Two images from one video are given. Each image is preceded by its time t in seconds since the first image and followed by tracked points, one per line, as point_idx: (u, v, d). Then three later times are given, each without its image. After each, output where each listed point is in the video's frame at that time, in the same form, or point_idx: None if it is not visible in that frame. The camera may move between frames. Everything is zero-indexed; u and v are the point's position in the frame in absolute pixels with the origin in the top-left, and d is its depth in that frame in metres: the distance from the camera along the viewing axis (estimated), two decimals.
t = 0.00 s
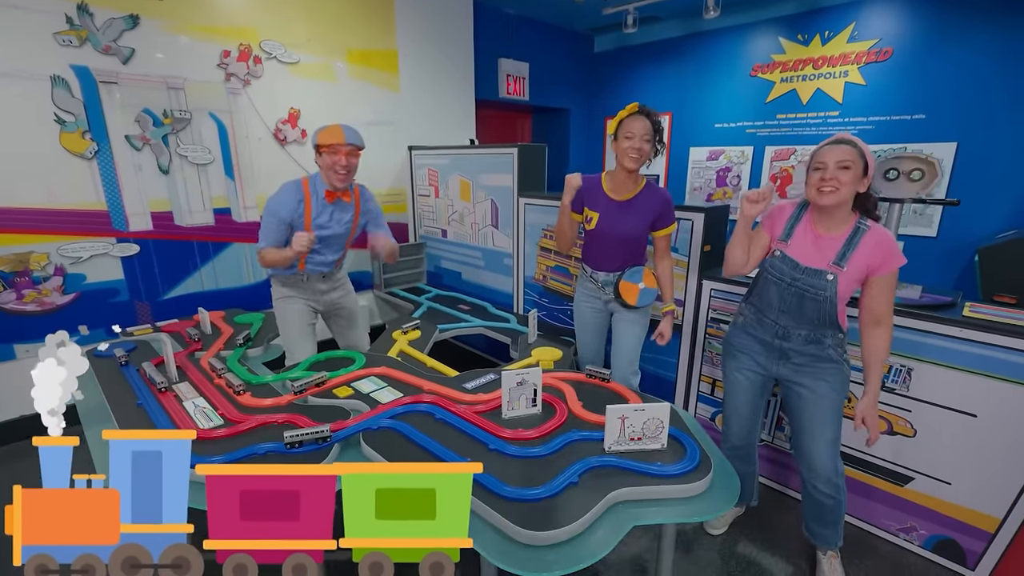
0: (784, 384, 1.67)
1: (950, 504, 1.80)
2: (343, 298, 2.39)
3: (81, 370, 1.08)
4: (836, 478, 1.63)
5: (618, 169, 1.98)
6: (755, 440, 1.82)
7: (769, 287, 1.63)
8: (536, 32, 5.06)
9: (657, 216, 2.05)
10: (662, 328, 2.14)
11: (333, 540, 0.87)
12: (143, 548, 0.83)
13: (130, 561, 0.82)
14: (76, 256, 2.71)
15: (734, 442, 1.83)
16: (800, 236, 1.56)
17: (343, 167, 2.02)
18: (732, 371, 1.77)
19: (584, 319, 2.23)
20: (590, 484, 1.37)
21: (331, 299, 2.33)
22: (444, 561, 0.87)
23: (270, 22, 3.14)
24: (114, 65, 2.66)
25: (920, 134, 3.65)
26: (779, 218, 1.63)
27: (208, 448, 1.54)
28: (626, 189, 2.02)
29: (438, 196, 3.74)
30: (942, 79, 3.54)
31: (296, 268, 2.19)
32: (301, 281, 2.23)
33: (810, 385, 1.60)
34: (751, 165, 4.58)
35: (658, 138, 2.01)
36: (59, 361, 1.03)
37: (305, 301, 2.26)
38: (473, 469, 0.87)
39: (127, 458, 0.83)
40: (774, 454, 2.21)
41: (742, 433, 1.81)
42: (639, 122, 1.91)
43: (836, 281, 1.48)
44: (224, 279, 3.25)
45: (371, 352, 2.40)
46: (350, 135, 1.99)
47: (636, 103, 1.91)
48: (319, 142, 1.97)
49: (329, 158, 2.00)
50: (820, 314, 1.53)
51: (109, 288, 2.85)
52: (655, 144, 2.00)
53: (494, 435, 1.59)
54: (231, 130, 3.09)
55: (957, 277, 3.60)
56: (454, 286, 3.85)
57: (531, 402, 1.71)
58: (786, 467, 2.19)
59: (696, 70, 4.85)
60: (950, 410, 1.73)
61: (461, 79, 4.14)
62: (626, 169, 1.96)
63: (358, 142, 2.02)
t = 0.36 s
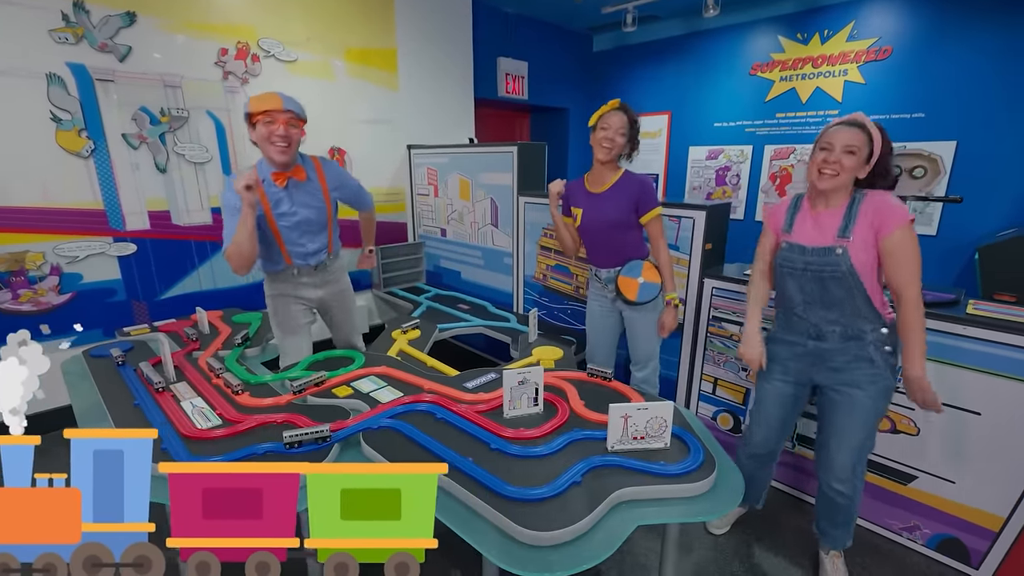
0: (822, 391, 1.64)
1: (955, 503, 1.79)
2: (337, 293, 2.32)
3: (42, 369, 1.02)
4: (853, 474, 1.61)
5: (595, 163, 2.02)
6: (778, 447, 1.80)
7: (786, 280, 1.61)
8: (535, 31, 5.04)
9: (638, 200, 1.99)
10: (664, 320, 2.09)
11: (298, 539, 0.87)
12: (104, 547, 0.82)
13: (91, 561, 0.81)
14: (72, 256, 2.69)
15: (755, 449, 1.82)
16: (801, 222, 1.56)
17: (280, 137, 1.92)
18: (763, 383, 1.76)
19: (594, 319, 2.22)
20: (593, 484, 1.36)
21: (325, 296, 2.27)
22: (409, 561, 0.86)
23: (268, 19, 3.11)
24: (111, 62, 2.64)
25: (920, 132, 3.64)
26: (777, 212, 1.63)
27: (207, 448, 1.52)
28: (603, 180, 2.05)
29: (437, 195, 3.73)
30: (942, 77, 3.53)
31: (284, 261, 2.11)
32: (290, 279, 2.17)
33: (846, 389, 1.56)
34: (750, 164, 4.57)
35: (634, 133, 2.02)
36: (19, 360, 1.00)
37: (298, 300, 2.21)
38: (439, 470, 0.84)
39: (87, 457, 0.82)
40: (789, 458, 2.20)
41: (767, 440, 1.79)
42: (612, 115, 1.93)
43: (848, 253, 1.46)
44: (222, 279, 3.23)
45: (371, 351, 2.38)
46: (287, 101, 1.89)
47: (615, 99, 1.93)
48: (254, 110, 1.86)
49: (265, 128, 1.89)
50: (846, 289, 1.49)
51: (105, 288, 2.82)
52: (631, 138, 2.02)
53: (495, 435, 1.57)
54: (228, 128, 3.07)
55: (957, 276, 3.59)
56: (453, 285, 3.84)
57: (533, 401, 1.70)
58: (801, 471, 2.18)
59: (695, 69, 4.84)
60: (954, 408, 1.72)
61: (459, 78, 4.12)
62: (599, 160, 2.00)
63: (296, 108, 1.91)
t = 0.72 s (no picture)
0: (849, 404, 1.62)
1: (958, 502, 1.78)
2: (325, 296, 2.28)
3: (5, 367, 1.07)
4: (872, 485, 1.57)
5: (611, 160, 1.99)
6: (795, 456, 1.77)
7: (804, 296, 1.61)
8: (532, 30, 5.02)
9: (652, 207, 1.99)
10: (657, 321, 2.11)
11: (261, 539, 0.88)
12: (68, 546, 0.83)
13: (56, 559, 0.82)
14: (65, 256, 2.66)
15: (769, 454, 1.78)
16: (804, 239, 1.58)
17: (269, 147, 1.87)
18: (786, 391, 1.75)
19: (584, 310, 2.22)
20: (594, 485, 1.34)
21: (314, 300, 2.25)
22: (372, 561, 0.88)
23: (263, 17, 3.09)
24: (104, 60, 2.60)
25: (918, 131, 3.64)
26: (781, 238, 1.66)
27: (203, 450, 1.49)
28: (622, 178, 2.01)
29: (435, 195, 3.70)
30: (940, 76, 3.53)
31: (268, 268, 2.10)
32: (278, 282, 2.15)
33: (872, 401, 1.54)
34: (748, 163, 4.56)
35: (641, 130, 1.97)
36: None
37: (287, 304, 2.19)
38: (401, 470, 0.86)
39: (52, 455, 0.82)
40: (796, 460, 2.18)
41: (785, 450, 1.76)
42: (619, 112, 1.88)
43: (854, 264, 1.45)
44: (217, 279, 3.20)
45: (367, 352, 2.36)
46: (272, 108, 1.84)
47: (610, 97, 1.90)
48: (238, 121, 1.83)
49: (254, 138, 1.85)
50: (863, 301, 1.48)
51: (99, 288, 2.79)
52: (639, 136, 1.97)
53: (495, 436, 1.55)
54: (224, 128, 3.04)
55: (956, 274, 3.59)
56: (451, 285, 3.82)
57: (533, 401, 1.68)
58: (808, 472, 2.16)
59: (693, 68, 4.83)
60: (956, 407, 1.71)
61: (457, 77, 4.10)
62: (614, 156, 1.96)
63: (282, 113, 1.86)
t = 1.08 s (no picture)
0: (866, 406, 1.60)
1: (960, 502, 1.76)
2: (317, 294, 2.26)
3: None
4: (887, 486, 1.54)
5: (606, 160, 1.96)
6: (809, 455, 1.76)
7: (817, 304, 1.58)
8: (530, 29, 5.00)
9: (647, 202, 1.96)
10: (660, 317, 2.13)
11: (224, 541, 0.89)
12: (31, 546, 0.87)
13: (18, 559, 0.86)
14: (56, 256, 2.62)
15: (782, 449, 1.77)
16: (808, 246, 1.56)
17: (281, 140, 1.87)
18: (802, 390, 1.74)
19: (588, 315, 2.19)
20: (595, 487, 1.32)
21: (307, 299, 2.22)
22: (335, 561, 0.89)
23: (258, 14, 3.05)
24: (96, 57, 2.57)
25: (917, 129, 3.64)
26: (784, 248, 1.65)
27: (196, 452, 1.46)
28: (615, 176, 1.99)
29: (432, 194, 3.68)
30: (938, 74, 3.53)
31: (262, 262, 2.06)
32: (272, 280, 2.11)
33: (893, 403, 1.52)
34: (747, 162, 4.55)
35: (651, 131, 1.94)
36: None
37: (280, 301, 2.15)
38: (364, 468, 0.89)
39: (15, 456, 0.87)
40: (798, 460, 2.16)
41: (800, 448, 1.74)
42: (632, 113, 1.85)
43: (867, 267, 1.44)
44: (212, 279, 3.16)
45: (363, 352, 2.33)
46: (282, 101, 1.84)
47: (626, 94, 1.86)
48: (250, 114, 1.84)
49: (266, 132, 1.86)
50: (880, 303, 1.45)
51: (92, 288, 2.75)
52: (647, 136, 1.94)
53: (494, 437, 1.52)
54: (218, 126, 3.01)
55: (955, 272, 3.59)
56: (448, 285, 3.79)
57: (531, 401, 1.65)
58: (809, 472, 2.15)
59: (691, 67, 4.82)
60: (959, 406, 1.70)
61: (454, 75, 4.08)
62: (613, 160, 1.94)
63: (291, 107, 1.85)
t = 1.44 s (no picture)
0: (870, 405, 1.58)
1: (961, 503, 1.75)
2: (321, 287, 2.24)
3: None
4: (891, 485, 1.52)
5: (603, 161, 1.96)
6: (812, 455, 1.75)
7: (822, 306, 1.57)
8: (528, 28, 4.99)
9: (651, 199, 1.94)
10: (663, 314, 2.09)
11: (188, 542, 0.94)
12: None
13: None
14: (50, 257, 2.59)
15: (784, 450, 1.75)
16: (811, 250, 1.55)
17: (295, 128, 1.85)
18: (804, 391, 1.72)
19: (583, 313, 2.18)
20: (593, 490, 1.30)
21: (310, 292, 2.20)
22: (300, 563, 0.96)
23: (254, 13, 3.03)
24: (90, 56, 2.55)
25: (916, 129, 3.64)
26: (786, 252, 1.64)
27: (191, 456, 1.44)
28: (618, 175, 1.97)
29: (430, 194, 3.66)
30: (937, 74, 3.52)
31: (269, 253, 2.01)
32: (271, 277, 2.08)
33: (901, 404, 1.50)
34: (746, 162, 4.54)
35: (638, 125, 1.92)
36: None
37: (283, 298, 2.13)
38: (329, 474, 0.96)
39: None
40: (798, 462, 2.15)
41: (801, 449, 1.72)
42: (616, 111, 1.85)
43: (873, 270, 1.42)
44: (208, 280, 3.13)
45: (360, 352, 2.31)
46: (298, 89, 1.83)
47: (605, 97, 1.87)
48: (266, 100, 1.82)
49: (280, 119, 1.84)
50: (886, 305, 1.44)
51: (86, 289, 2.73)
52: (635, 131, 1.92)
53: (493, 440, 1.50)
54: (214, 126, 2.99)
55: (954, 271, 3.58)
56: (446, 286, 3.77)
57: (530, 403, 1.64)
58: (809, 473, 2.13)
59: (689, 67, 4.81)
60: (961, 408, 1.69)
61: (452, 74, 4.06)
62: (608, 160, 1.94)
63: (307, 95, 1.84)
